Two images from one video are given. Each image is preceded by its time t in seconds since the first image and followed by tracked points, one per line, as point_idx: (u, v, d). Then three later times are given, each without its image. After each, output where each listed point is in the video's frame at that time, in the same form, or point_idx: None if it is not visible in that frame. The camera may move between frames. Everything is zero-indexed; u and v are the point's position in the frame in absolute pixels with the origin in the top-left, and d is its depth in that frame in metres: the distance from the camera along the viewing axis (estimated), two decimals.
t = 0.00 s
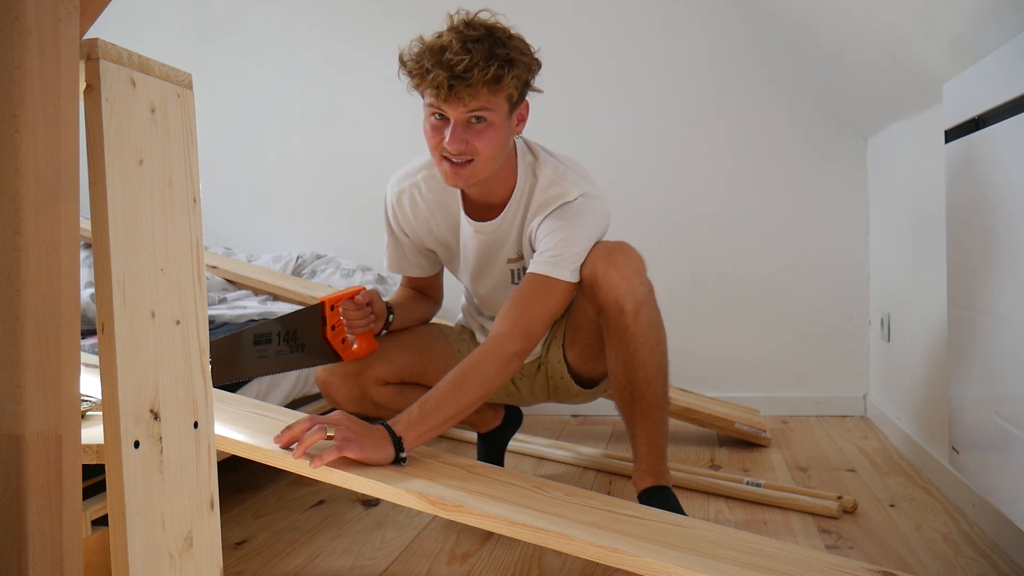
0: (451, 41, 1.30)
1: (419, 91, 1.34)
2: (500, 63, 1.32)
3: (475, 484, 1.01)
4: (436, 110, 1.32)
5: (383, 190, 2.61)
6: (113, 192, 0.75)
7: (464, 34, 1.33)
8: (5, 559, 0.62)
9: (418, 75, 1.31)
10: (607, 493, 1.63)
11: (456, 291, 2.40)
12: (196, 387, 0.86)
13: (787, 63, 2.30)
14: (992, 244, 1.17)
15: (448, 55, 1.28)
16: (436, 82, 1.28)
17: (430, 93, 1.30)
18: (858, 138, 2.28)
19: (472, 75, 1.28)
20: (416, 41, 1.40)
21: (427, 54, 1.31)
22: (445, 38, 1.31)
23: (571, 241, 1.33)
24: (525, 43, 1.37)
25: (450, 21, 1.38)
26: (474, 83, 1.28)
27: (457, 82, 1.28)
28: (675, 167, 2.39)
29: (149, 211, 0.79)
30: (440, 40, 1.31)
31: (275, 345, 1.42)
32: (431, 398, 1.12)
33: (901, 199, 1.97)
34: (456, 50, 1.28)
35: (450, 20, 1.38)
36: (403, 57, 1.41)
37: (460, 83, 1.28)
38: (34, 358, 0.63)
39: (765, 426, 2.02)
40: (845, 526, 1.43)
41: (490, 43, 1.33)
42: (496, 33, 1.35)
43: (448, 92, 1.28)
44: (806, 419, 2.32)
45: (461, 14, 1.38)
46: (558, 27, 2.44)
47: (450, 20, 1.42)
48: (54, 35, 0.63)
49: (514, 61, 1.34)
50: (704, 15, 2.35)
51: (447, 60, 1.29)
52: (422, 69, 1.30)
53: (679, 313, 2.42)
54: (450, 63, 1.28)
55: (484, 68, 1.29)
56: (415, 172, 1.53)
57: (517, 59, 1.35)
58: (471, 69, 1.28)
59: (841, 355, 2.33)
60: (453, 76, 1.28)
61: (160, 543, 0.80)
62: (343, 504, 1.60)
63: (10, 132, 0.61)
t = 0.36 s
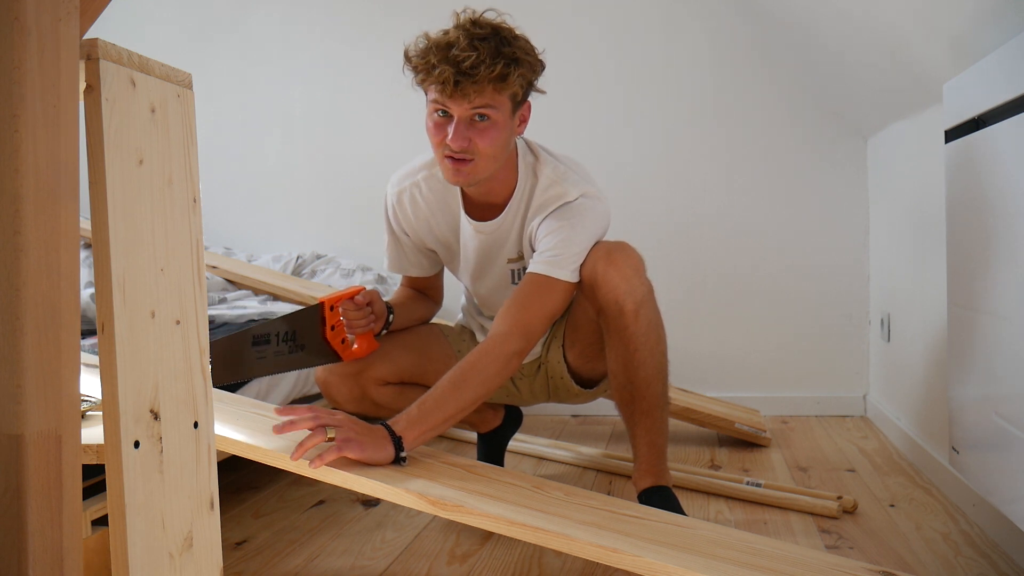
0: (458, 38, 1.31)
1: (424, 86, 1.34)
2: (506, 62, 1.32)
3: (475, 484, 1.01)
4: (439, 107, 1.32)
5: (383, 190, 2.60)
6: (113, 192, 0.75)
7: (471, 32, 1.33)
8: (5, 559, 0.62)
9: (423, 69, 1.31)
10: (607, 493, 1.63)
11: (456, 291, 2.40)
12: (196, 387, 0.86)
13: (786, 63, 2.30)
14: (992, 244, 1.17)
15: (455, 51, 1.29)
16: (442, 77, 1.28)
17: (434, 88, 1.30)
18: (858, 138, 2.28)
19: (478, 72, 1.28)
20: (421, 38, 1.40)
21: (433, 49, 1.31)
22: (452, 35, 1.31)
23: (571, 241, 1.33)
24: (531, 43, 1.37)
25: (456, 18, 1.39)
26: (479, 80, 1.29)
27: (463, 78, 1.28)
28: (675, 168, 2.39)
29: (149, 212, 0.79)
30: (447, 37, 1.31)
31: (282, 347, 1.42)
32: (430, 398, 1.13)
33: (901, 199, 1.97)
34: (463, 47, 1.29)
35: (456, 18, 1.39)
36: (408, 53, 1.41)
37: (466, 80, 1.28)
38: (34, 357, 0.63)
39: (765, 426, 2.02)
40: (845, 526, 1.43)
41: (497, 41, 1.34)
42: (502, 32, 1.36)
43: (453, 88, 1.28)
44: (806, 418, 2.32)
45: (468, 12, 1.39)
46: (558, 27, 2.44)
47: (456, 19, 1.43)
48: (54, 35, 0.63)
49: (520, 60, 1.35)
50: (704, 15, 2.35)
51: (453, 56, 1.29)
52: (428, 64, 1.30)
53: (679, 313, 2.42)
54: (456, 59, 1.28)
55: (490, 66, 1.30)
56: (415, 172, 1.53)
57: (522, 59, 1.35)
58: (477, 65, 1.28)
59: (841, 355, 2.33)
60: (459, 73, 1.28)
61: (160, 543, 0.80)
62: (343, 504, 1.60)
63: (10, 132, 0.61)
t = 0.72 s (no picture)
0: (457, 34, 1.32)
1: (422, 83, 1.35)
2: (503, 59, 1.32)
3: (475, 484, 1.01)
4: (437, 103, 1.32)
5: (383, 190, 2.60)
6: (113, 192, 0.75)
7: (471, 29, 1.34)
8: (5, 559, 0.62)
9: (421, 65, 1.32)
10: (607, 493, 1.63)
11: (456, 291, 2.40)
12: (196, 387, 0.86)
13: (786, 63, 2.30)
14: (992, 244, 1.17)
15: (453, 46, 1.29)
16: (439, 73, 1.29)
17: (431, 83, 1.31)
18: (858, 139, 2.28)
19: (474, 68, 1.28)
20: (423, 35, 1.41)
21: (432, 45, 1.32)
22: (451, 31, 1.32)
23: (571, 240, 1.33)
24: (530, 43, 1.37)
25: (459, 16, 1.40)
26: (475, 76, 1.29)
27: (459, 74, 1.28)
28: (675, 167, 2.39)
29: (149, 212, 0.79)
30: (446, 33, 1.32)
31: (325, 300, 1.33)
32: (430, 397, 1.13)
33: (901, 198, 1.97)
34: (461, 43, 1.29)
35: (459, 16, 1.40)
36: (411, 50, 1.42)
37: (462, 75, 1.28)
38: (34, 357, 0.63)
39: (765, 426, 2.02)
40: (845, 526, 1.43)
41: (496, 39, 1.34)
42: (502, 30, 1.36)
43: (449, 84, 1.29)
44: (806, 419, 2.32)
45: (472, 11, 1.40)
46: (558, 26, 2.44)
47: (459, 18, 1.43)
48: (54, 35, 0.63)
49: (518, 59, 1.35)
50: (704, 15, 2.35)
51: (451, 52, 1.29)
52: (425, 60, 1.31)
53: (679, 313, 2.42)
54: (453, 55, 1.29)
55: (487, 62, 1.30)
56: (415, 175, 1.54)
57: (520, 58, 1.35)
58: (474, 61, 1.29)
59: (841, 355, 2.33)
60: (456, 68, 1.29)
61: (160, 543, 0.80)
62: (343, 504, 1.60)
63: (10, 132, 0.61)
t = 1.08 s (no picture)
0: (449, 38, 1.32)
1: (417, 90, 1.35)
2: (498, 59, 1.32)
3: (475, 484, 1.01)
4: (435, 109, 1.32)
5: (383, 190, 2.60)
6: (113, 192, 0.75)
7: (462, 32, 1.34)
8: (5, 559, 0.62)
9: (416, 71, 1.32)
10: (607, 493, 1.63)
11: (456, 291, 2.40)
12: (196, 387, 0.86)
13: (787, 63, 2.30)
14: (992, 244, 1.17)
15: (446, 50, 1.30)
16: (435, 77, 1.29)
17: (427, 89, 1.31)
18: (858, 139, 2.28)
19: (470, 69, 1.29)
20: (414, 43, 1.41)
21: (425, 51, 1.32)
22: (443, 35, 1.33)
23: (570, 240, 1.33)
24: (521, 41, 1.37)
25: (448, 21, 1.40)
26: (471, 77, 1.29)
27: (455, 76, 1.28)
28: (675, 168, 2.39)
29: (149, 212, 0.79)
30: (438, 38, 1.32)
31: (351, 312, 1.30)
32: (430, 398, 1.13)
33: (901, 198, 1.97)
34: (454, 46, 1.29)
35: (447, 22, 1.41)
36: (403, 60, 1.42)
37: (458, 77, 1.28)
38: (34, 357, 0.63)
39: (765, 426, 2.02)
40: (845, 526, 1.43)
41: (489, 40, 1.34)
42: (494, 31, 1.36)
43: (446, 87, 1.29)
44: (806, 419, 2.32)
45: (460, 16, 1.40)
46: (558, 26, 2.44)
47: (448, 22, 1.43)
48: (53, 35, 0.63)
49: (511, 57, 1.35)
50: (704, 15, 2.35)
51: (445, 56, 1.30)
52: (419, 66, 1.31)
53: (679, 313, 2.42)
54: (448, 58, 1.29)
55: (482, 62, 1.30)
56: (416, 177, 1.53)
57: (515, 56, 1.36)
58: (469, 63, 1.29)
59: (841, 355, 2.33)
60: (452, 71, 1.29)
61: (160, 544, 0.80)
62: (343, 504, 1.59)
63: (10, 132, 0.61)
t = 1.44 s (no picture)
0: (450, 38, 1.32)
1: (418, 90, 1.35)
2: (499, 59, 1.32)
3: (475, 484, 1.01)
4: (435, 109, 1.32)
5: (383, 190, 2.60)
6: (113, 192, 0.75)
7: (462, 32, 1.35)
8: (5, 560, 0.63)
9: (417, 72, 1.32)
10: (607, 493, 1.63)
11: (456, 291, 2.40)
12: (196, 387, 0.86)
13: (787, 62, 2.30)
14: (992, 244, 1.17)
15: (447, 51, 1.29)
16: (435, 78, 1.29)
17: (428, 89, 1.31)
18: (858, 139, 2.28)
19: (472, 70, 1.28)
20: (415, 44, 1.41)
21: (426, 52, 1.32)
22: (444, 36, 1.33)
23: (570, 240, 1.33)
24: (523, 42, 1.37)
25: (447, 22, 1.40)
26: (473, 77, 1.29)
27: (456, 77, 1.28)
28: (675, 168, 2.39)
29: (150, 212, 0.79)
30: (439, 38, 1.32)
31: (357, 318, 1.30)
32: (429, 397, 1.13)
33: (901, 198, 1.97)
34: (455, 46, 1.29)
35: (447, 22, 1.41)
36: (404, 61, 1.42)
37: (460, 78, 1.28)
38: (34, 356, 0.63)
39: (765, 426, 2.02)
40: (845, 526, 1.43)
41: (490, 40, 1.34)
42: (494, 32, 1.36)
43: (447, 87, 1.29)
44: (806, 419, 2.32)
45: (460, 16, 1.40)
46: (557, 26, 2.44)
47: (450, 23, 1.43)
48: (54, 34, 0.63)
49: (512, 58, 1.35)
50: (704, 15, 2.35)
51: (446, 56, 1.29)
52: (421, 67, 1.31)
53: (678, 313, 2.42)
54: (449, 58, 1.29)
55: (483, 63, 1.30)
56: (416, 177, 1.54)
57: (516, 57, 1.35)
58: (470, 63, 1.29)
59: (841, 355, 2.33)
60: (453, 71, 1.29)
61: (160, 544, 0.80)
62: (343, 504, 1.60)
63: (10, 132, 0.61)
